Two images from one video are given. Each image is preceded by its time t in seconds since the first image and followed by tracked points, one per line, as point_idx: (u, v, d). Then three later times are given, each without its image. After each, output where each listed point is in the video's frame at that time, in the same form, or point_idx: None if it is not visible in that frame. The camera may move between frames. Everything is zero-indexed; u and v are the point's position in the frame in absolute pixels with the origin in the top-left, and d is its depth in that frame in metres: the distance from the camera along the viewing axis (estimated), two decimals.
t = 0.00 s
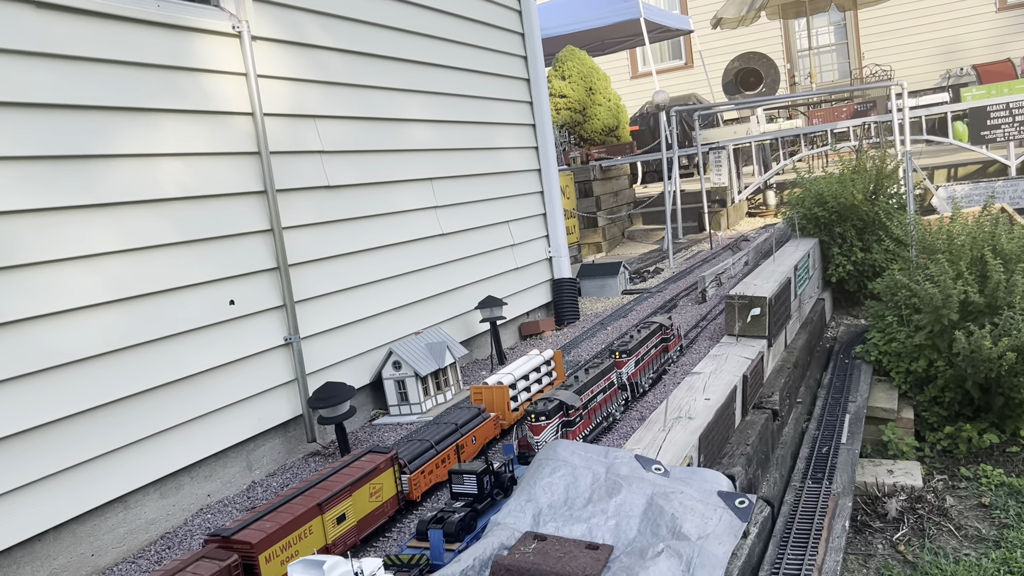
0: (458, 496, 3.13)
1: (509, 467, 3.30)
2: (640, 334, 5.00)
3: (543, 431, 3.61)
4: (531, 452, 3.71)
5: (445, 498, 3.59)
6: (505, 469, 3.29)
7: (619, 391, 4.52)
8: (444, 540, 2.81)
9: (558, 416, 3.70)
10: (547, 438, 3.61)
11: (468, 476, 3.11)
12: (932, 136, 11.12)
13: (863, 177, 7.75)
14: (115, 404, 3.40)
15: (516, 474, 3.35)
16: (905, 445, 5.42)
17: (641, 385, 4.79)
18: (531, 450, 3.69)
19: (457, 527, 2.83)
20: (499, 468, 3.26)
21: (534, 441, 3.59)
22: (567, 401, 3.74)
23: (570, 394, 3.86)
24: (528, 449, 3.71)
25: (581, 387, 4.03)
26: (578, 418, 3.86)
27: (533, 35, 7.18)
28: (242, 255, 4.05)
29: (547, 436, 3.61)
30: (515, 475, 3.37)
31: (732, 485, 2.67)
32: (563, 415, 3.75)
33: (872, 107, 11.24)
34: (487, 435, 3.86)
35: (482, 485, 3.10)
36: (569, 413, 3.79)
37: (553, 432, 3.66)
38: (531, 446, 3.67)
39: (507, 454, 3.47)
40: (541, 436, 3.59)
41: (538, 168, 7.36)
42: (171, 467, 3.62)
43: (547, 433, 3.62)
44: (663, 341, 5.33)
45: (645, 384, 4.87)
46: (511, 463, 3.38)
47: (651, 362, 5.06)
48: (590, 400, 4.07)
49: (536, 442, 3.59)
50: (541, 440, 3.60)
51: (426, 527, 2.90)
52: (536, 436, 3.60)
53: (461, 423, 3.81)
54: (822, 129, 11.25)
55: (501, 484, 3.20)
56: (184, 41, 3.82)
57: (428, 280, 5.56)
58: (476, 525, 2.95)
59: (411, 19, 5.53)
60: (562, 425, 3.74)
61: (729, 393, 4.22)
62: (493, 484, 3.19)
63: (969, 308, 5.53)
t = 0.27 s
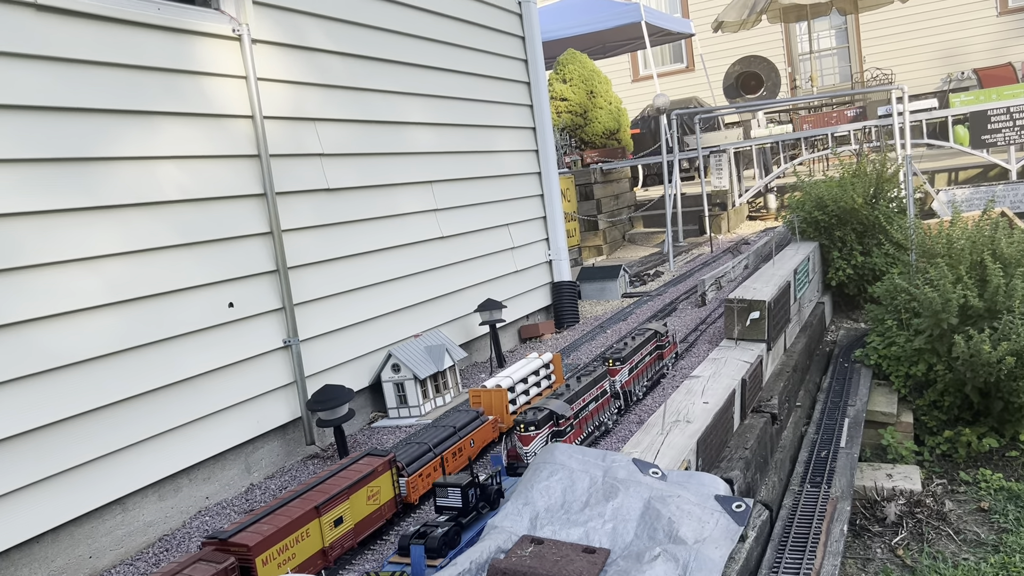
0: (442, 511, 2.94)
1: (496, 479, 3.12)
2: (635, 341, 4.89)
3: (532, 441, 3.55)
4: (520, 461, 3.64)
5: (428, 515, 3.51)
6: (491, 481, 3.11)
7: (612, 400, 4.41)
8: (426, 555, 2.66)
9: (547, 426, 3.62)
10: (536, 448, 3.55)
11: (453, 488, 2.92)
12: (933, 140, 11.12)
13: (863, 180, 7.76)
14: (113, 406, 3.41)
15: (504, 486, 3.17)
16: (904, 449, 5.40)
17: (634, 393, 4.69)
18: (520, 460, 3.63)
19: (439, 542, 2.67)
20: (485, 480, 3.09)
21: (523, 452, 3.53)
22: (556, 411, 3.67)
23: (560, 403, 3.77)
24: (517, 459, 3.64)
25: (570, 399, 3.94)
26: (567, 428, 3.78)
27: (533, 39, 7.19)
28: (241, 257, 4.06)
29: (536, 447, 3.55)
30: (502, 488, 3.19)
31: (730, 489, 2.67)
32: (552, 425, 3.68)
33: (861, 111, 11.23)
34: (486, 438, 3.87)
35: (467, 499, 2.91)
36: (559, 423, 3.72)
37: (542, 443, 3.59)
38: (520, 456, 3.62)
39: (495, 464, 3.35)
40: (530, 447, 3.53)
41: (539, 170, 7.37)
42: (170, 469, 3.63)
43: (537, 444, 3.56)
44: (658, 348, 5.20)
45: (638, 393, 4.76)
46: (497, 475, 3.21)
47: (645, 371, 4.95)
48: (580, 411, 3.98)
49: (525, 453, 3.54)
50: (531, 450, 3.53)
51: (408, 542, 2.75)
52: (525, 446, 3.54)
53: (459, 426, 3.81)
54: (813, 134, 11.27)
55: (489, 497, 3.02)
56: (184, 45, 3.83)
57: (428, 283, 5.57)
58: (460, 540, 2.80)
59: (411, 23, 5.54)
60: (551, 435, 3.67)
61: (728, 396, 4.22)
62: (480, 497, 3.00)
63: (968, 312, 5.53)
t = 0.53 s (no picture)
0: (424, 524, 2.97)
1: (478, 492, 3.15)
2: (626, 348, 4.83)
3: (519, 452, 3.45)
4: (508, 471, 3.55)
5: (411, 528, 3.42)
6: (473, 494, 3.14)
7: (602, 407, 4.38)
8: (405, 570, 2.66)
9: (535, 435, 3.53)
10: (523, 459, 3.45)
11: (435, 501, 2.94)
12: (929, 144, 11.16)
13: (860, 185, 7.78)
14: (109, 408, 3.41)
15: (486, 498, 3.22)
16: (900, 453, 5.41)
17: (625, 402, 4.62)
18: (507, 471, 3.54)
19: (420, 558, 2.68)
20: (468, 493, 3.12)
21: (509, 463, 3.44)
22: (544, 420, 3.57)
23: (548, 412, 3.68)
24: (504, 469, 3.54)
25: (559, 407, 3.85)
26: (555, 437, 3.70)
27: (531, 42, 7.21)
28: (238, 260, 4.06)
29: (524, 457, 3.45)
30: (484, 501, 3.22)
31: (724, 493, 2.68)
32: (540, 434, 3.58)
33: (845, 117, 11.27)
34: (482, 441, 3.88)
35: (449, 512, 2.93)
36: (547, 433, 3.62)
37: (530, 452, 3.49)
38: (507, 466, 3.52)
39: (479, 476, 3.41)
40: (516, 458, 3.43)
41: (535, 174, 7.39)
42: (165, 471, 3.63)
43: (524, 454, 3.46)
44: (649, 356, 5.15)
45: (629, 402, 4.69)
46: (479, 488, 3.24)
47: (636, 379, 4.89)
48: (569, 420, 3.90)
49: (511, 463, 3.44)
50: (518, 461, 3.44)
51: (388, 556, 2.75)
52: (512, 457, 3.45)
53: (455, 429, 3.82)
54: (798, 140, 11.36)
55: (471, 510, 3.07)
56: (182, 48, 3.84)
57: (424, 286, 5.57)
58: (442, 554, 2.80)
59: (409, 26, 5.55)
60: (539, 445, 3.57)
61: (723, 400, 4.23)
62: (462, 511, 3.05)
63: (964, 316, 5.54)
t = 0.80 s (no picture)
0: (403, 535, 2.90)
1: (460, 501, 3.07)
2: (615, 354, 4.74)
3: (503, 460, 3.37)
4: (492, 479, 3.44)
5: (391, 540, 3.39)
6: (455, 504, 3.07)
7: (589, 414, 4.28)
8: None
9: (520, 443, 3.44)
10: (507, 467, 3.37)
11: (414, 511, 2.87)
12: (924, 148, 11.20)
13: (854, 188, 7.81)
14: (104, 408, 3.41)
15: (468, 508, 3.15)
16: (893, 456, 5.42)
17: (613, 409, 4.54)
18: (491, 479, 3.43)
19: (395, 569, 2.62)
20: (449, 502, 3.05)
21: (494, 472, 3.36)
22: (529, 428, 3.49)
23: (534, 420, 3.59)
24: (488, 477, 3.44)
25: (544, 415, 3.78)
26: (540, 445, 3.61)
27: (527, 45, 7.23)
28: (233, 260, 4.07)
29: (507, 466, 3.37)
30: (466, 510, 3.14)
31: (716, 494, 2.69)
32: (525, 442, 3.49)
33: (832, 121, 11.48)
34: (476, 442, 3.90)
35: (428, 522, 2.87)
36: (532, 440, 3.54)
37: (514, 461, 3.41)
38: (491, 475, 3.43)
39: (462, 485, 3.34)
40: (501, 467, 3.36)
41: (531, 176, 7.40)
42: (160, 471, 3.63)
43: (508, 462, 3.38)
44: (639, 362, 5.06)
45: (617, 409, 4.61)
46: (462, 497, 3.17)
47: (625, 385, 4.80)
48: (554, 427, 3.82)
49: (495, 472, 3.36)
50: (501, 470, 3.36)
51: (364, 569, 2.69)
52: (496, 466, 3.37)
53: (448, 430, 3.82)
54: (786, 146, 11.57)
55: (452, 520, 3.00)
56: (178, 48, 3.85)
57: (419, 287, 5.57)
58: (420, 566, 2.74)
59: (405, 28, 5.56)
60: (524, 453, 3.49)
61: (716, 402, 4.25)
62: (443, 521, 2.98)
63: (957, 320, 5.55)
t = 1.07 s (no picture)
0: (380, 544, 2.89)
1: (439, 509, 3.06)
2: (603, 358, 4.70)
3: (486, 466, 3.32)
4: (474, 486, 3.45)
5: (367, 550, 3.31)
6: (434, 511, 3.06)
7: (577, 419, 4.23)
8: None
9: (503, 449, 3.39)
10: (490, 474, 3.33)
11: (391, 521, 2.85)
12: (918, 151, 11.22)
13: (849, 190, 7.82)
14: (95, 404, 3.40)
15: (446, 516, 3.14)
16: (885, 458, 5.43)
17: (601, 414, 4.50)
18: (473, 486, 3.44)
19: None
20: (428, 510, 3.04)
21: (476, 478, 3.31)
22: (512, 434, 3.43)
23: (518, 425, 3.54)
24: (470, 484, 3.45)
25: (529, 418, 3.72)
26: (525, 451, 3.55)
27: (523, 45, 7.23)
28: (227, 258, 4.06)
29: (490, 472, 3.33)
30: (446, 518, 3.14)
31: (707, 493, 2.70)
32: (509, 448, 3.43)
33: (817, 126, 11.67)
34: (469, 440, 3.90)
35: (406, 532, 2.85)
36: (516, 446, 3.48)
37: (497, 467, 3.36)
38: (474, 481, 3.42)
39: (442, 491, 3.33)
40: (483, 473, 3.30)
41: (527, 176, 7.40)
42: (151, 469, 3.62)
43: (491, 469, 3.34)
44: (627, 366, 5.03)
45: (605, 414, 4.57)
46: (442, 505, 3.17)
47: (613, 390, 4.76)
48: (540, 432, 3.77)
49: (478, 478, 3.32)
50: (484, 476, 3.32)
51: None
52: (479, 472, 3.32)
53: (440, 429, 3.83)
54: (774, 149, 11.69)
55: (431, 529, 2.99)
56: (173, 46, 3.84)
57: (413, 287, 5.57)
58: None
59: (401, 27, 5.56)
60: (507, 459, 3.44)
61: (709, 402, 4.26)
62: (420, 530, 2.97)
63: (950, 322, 5.57)
